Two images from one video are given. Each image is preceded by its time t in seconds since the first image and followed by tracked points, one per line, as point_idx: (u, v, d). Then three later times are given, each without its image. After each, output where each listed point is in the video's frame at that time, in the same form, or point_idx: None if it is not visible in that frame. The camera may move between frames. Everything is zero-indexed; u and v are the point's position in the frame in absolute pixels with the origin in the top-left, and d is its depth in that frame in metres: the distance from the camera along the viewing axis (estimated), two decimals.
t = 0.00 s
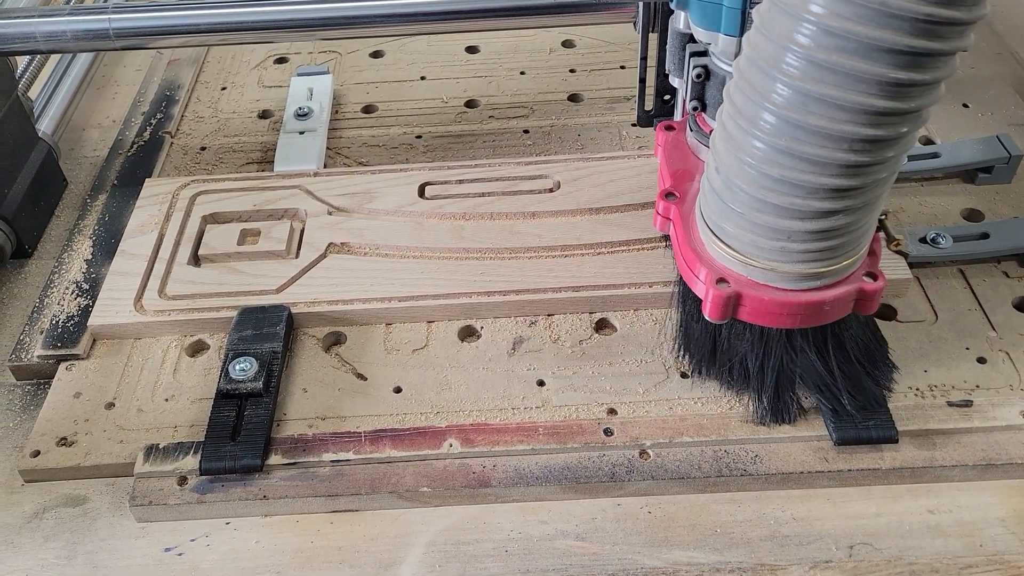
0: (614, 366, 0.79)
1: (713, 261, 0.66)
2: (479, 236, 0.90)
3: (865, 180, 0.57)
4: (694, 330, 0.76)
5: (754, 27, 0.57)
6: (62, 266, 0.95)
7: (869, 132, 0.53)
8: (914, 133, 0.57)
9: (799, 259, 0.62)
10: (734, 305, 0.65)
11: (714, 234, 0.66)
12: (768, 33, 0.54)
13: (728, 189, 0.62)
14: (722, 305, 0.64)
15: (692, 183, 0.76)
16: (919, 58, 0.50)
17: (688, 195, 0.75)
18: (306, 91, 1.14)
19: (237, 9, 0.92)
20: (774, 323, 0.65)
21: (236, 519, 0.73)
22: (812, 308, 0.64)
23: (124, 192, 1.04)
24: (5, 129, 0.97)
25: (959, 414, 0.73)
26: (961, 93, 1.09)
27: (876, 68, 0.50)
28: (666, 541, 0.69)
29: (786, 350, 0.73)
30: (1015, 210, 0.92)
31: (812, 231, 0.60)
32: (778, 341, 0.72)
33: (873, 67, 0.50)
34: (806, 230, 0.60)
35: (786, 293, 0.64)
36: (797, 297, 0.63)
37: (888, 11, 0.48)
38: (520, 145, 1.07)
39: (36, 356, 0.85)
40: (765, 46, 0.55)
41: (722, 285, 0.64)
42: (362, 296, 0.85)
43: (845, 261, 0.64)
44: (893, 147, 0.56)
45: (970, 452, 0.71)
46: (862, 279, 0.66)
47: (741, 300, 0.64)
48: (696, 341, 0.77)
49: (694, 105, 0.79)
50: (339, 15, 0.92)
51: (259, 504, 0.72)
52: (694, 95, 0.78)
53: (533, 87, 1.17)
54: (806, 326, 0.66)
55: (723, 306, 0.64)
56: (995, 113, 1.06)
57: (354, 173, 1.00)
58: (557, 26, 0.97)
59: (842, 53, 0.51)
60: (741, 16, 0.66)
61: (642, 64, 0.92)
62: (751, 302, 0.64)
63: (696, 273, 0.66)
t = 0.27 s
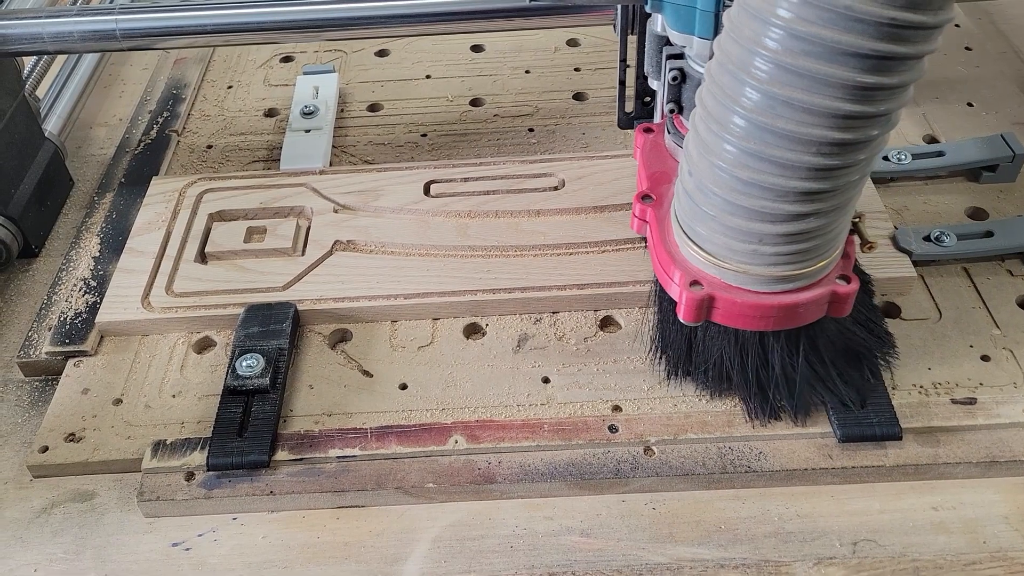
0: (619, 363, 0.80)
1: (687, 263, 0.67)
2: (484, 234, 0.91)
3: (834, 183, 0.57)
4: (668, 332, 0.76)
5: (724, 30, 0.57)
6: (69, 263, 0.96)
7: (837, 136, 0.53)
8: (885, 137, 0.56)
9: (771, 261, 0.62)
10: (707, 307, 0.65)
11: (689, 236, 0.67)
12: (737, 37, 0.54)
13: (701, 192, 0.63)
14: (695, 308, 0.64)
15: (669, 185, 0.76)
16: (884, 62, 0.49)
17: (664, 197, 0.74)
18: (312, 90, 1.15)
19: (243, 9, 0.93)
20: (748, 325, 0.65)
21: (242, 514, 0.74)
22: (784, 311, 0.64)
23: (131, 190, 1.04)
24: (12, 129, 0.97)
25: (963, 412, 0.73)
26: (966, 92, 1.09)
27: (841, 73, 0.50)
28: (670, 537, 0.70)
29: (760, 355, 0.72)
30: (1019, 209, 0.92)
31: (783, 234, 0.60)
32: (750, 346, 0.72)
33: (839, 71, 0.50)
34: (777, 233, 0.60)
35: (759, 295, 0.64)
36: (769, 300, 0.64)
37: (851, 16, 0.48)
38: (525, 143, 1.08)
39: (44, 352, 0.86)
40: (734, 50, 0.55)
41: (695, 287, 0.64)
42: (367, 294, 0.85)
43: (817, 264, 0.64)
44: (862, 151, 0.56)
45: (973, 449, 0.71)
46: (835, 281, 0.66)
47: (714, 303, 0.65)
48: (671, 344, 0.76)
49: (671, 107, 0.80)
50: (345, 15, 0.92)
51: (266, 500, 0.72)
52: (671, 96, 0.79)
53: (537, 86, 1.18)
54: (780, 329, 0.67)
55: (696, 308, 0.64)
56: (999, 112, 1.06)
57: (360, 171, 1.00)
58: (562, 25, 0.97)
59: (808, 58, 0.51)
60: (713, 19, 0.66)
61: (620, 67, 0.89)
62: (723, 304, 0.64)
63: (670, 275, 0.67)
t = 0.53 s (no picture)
0: (624, 362, 0.80)
1: (661, 267, 0.67)
2: (490, 233, 0.91)
3: (804, 188, 0.57)
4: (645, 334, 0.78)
5: (695, 36, 0.57)
6: (78, 262, 0.96)
7: (804, 141, 0.54)
8: (854, 142, 0.57)
9: (743, 266, 0.63)
10: (681, 311, 0.65)
11: (663, 240, 0.67)
12: (707, 43, 0.55)
13: (673, 197, 0.63)
14: (669, 311, 0.65)
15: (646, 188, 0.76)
16: (850, 67, 0.50)
17: (641, 200, 0.75)
18: (319, 91, 1.16)
19: (252, 12, 0.93)
20: (721, 329, 0.66)
21: (249, 511, 0.74)
22: (757, 314, 0.64)
23: (139, 190, 1.05)
24: (21, 130, 0.98)
25: (967, 411, 0.73)
26: (971, 94, 1.09)
27: (808, 78, 0.50)
28: (675, 534, 0.70)
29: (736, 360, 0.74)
30: None
31: (753, 239, 0.61)
32: (727, 351, 0.73)
33: (806, 76, 0.50)
34: (748, 238, 0.61)
35: (732, 299, 0.65)
36: (742, 303, 0.64)
37: (815, 22, 0.48)
38: (530, 144, 1.08)
39: (53, 350, 0.86)
40: (704, 56, 0.56)
41: (668, 291, 0.65)
42: (374, 293, 0.86)
43: (790, 268, 0.64)
44: (832, 156, 0.56)
45: (977, 448, 0.71)
46: (808, 286, 0.66)
47: (687, 307, 0.65)
48: (648, 348, 0.78)
49: (649, 110, 0.81)
50: (353, 18, 0.93)
51: (273, 496, 0.73)
52: (648, 100, 0.80)
53: (542, 87, 1.18)
54: (754, 332, 0.67)
55: (669, 312, 0.65)
56: (1004, 113, 1.06)
57: (366, 171, 1.01)
58: (568, 27, 0.98)
59: (775, 63, 0.51)
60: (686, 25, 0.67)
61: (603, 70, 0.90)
62: (697, 308, 0.65)
63: (644, 279, 0.67)
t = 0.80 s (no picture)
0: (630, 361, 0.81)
1: (635, 271, 0.67)
2: (496, 233, 0.92)
3: (773, 193, 0.57)
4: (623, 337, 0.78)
5: (664, 41, 0.57)
6: (87, 261, 0.97)
7: (772, 146, 0.54)
8: (823, 146, 0.57)
9: (715, 270, 0.63)
10: (655, 315, 0.66)
11: (637, 245, 0.67)
12: (675, 49, 0.55)
13: (645, 202, 0.63)
14: (642, 315, 0.65)
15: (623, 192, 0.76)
16: (816, 73, 0.50)
17: (617, 203, 0.74)
18: (326, 91, 1.16)
19: (261, 15, 0.94)
20: (695, 332, 0.66)
21: (257, 508, 0.75)
22: (731, 318, 0.65)
23: (147, 191, 1.06)
24: (30, 132, 0.99)
25: (971, 411, 0.73)
26: (976, 95, 1.10)
27: (774, 84, 0.50)
28: (679, 533, 0.70)
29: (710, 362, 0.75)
30: None
31: (724, 243, 0.61)
32: (701, 353, 0.74)
33: (771, 82, 0.50)
34: (719, 242, 0.61)
35: (705, 302, 0.65)
36: (715, 307, 0.64)
37: (780, 28, 0.48)
38: (536, 145, 1.09)
39: (62, 348, 0.87)
40: (673, 62, 0.55)
41: (642, 295, 0.65)
42: (380, 292, 0.86)
43: (762, 272, 0.64)
44: (800, 160, 0.56)
45: (981, 448, 0.72)
46: (780, 290, 0.66)
47: (661, 311, 0.65)
48: (624, 353, 0.79)
49: (626, 115, 0.80)
50: (361, 20, 0.94)
51: (280, 494, 0.74)
52: (626, 105, 0.79)
53: (548, 88, 1.19)
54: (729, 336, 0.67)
55: (643, 316, 0.65)
56: (1009, 114, 1.06)
57: (373, 172, 1.01)
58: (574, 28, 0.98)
59: (741, 70, 0.51)
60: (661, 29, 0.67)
61: (581, 75, 0.92)
62: (670, 312, 0.65)
63: (619, 283, 0.67)
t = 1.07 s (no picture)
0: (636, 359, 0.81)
1: (610, 272, 0.66)
2: (502, 232, 0.92)
3: (745, 195, 0.56)
4: (599, 338, 0.77)
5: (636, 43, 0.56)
6: (96, 259, 0.98)
7: (742, 148, 0.53)
8: (795, 147, 0.56)
9: (688, 272, 0.62)
10: (629, 316, 0.65)
11: (611, 247, 0.66)
12: (646, 50, 0.54)
13: (619, 203, 0.62)
14: (617, 316, 0.64)
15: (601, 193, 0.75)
16: (783, 74, 0.49)
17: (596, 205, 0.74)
18: (334, 91, 1.17)
19: (270, 15, 0.95)
20: (669, 334, 0.65)
21: (265, 504, 0.75)
22: (705, 320, 0.64)
23: (155, 190, 1.07)
24: (39, 132, 1.00)
25: (977, 410, 0.73)
26: (984, 95, 1.10)
27: (742, 85, 0.50)
28: (685, 530, 0.71)
29: (685, 363, 0.73)
30: None
31: (697, 246, 0.60)
32: (676, 354, 0.72)
33: (739, 83, 0.50)
34: (691, 244, 0.60)
35: (679, 304, 0.64)
36: (690, 309, 0.63)
37: (745, 30, 0.48)
38: (542, 144, 1.09)
39: (72, 345, 0.88)
40: (644, 63, 0.55)
41: (616, 296, 0.64)
42: (388, 290, 0.87)
43: (737, 274, 0.63)
44: (772, 161, 0.55)
45: (987, 447, 0.72)
46: (756, 292, 0.65)
47: (635, 312, 0.64)
48: (601, 349, 0.77)
49: (604, 117, 0.81)
50: (369, 20, 0.94)
51: (288, 490, 0.74)
52: (603, 107, 0.81)
53: (555, 87, 1.19)
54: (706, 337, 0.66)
55: (617, 317, 0.64)
56: (1016, 114, 1.06)
57: (381, 171, 1.02)
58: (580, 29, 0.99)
59: (709, 71, 0.50)
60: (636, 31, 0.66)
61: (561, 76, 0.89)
62: (644, 314, 0.64)
63: (594, 284, 0.66)
